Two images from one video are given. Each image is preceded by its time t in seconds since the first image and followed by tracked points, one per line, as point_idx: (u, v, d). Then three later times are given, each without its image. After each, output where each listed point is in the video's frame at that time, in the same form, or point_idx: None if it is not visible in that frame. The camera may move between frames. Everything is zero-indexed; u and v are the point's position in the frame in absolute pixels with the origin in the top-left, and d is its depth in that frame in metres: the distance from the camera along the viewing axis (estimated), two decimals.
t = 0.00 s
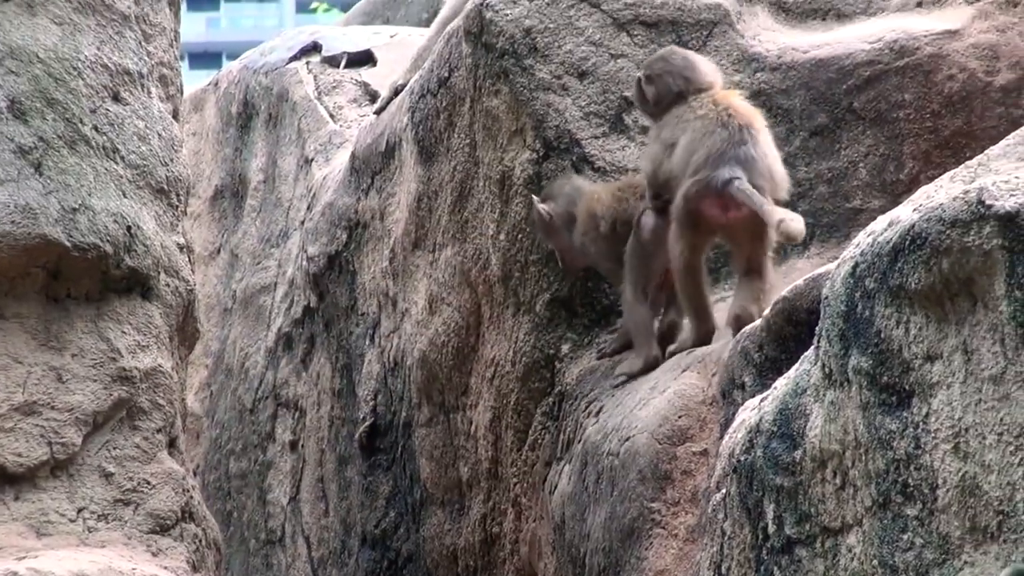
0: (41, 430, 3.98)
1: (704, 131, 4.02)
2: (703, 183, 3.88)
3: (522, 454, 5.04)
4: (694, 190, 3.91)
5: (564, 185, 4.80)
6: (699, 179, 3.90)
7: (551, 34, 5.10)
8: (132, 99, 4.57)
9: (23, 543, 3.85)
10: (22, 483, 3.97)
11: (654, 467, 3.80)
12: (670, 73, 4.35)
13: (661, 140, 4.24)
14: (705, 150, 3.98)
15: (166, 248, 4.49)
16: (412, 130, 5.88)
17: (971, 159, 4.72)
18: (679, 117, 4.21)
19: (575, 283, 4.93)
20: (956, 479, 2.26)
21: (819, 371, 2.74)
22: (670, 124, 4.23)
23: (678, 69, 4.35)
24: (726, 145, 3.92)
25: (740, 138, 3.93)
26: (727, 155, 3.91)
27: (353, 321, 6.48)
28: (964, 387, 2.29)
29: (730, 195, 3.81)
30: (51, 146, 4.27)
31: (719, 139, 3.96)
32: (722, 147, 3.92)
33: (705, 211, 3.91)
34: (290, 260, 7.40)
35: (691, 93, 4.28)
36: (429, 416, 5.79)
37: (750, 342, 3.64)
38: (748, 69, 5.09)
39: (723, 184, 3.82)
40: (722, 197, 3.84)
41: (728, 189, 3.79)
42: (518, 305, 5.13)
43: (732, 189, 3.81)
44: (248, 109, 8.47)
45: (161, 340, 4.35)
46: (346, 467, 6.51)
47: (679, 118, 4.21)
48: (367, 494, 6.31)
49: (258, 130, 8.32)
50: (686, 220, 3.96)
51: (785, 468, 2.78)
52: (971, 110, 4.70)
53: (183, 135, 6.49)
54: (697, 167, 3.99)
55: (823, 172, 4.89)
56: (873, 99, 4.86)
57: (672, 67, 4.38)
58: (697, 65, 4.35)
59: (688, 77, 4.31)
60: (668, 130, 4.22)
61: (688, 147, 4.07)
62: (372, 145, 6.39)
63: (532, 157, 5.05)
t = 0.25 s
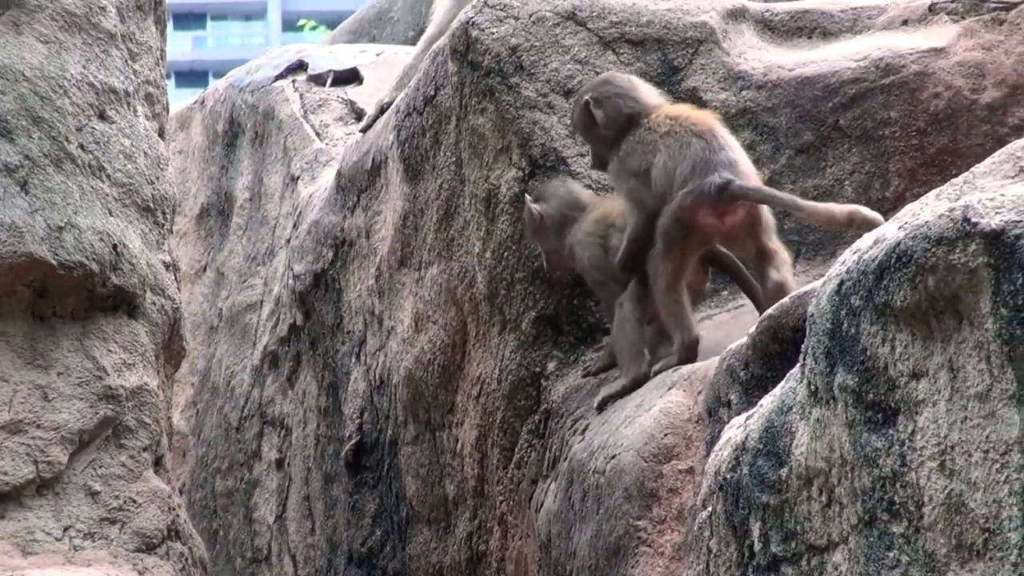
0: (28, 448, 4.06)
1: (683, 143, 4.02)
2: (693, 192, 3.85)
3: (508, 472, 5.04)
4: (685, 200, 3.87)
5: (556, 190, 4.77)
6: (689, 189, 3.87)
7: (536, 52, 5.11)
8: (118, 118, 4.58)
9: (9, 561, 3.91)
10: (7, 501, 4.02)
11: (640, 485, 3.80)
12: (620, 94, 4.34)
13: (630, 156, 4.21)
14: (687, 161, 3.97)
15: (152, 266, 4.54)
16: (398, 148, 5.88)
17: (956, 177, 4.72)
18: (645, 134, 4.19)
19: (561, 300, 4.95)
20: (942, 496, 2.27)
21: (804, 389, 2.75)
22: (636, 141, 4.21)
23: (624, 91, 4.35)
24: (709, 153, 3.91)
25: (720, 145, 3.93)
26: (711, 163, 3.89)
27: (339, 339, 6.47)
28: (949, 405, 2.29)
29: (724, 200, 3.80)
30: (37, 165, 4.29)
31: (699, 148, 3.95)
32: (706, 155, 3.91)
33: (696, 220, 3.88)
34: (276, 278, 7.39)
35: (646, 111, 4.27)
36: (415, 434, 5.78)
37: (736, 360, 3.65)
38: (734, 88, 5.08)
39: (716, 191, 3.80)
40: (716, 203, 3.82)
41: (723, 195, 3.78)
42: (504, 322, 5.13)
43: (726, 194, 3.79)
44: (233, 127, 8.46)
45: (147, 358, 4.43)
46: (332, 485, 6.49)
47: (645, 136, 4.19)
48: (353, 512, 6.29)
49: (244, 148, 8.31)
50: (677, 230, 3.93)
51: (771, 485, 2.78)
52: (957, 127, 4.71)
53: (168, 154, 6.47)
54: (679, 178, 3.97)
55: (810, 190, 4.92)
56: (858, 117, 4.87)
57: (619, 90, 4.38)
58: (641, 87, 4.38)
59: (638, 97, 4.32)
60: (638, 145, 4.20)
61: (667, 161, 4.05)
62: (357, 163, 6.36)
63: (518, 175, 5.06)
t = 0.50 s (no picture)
0: (12, 462, 4.08)
1: (680, 166, 4.23)
2: (713, 201, 4.04)
3: (493, 485, 5.04)
4: (706, 209, 4.05)
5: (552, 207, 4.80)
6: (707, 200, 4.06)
7: (521, 65, 5.11)
8: (102, 132, 4.57)
9: None
10: None
11: (625, 498, 3.80)
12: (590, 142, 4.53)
13: (614, 191, 4.35)
14: (689, 178, 4.17)
15: (137, 279, 4.55)
16: (383, 161, 5.87)
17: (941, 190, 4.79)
18: (624, 178, 4.35)
19: (546, 313, 4.94)
20: (926, 508, 2.28)
21: (788, 402, 2.76)
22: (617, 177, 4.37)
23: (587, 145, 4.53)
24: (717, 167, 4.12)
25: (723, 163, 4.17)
26: (718, 176, 4.11)
27: (324, 353, 6.45)
28: (934, 417, 2.30)
29: (741, 207, 4.00)
30: (21, 178, 4.29)
31: (703, 166, 4.17)
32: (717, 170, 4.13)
33: (714, 229, 4.05)
34: (261, 291, 7.38)
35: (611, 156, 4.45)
36: (400, 447, 5.77)
37: (721, 374, 3.66)
38: (719, 101, 5.06)
39: (733, 198, 4.00)
40: (732, 209, 4.01)
41: (741, 201, 3.97)
42: (490, 336, 5.15)
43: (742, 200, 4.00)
44: (219, 140, 8.45)
45: (132, 372, 4.44)
46: (317, 499, 6.48)
47: (628, 171, 4.37)
48: (338, 525, 6.28)
49: (229, 161, 8.30)
50: (695, 240, 4.08)
51: (755, 498, 2.79)
52: (942, 141, 4.78)
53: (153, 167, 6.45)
54: (685, 195, 4.15)
55: (795, 204, 4.92)
56: (844, 130, 4.89)
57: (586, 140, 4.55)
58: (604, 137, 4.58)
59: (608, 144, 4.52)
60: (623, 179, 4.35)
61: (667, 185, 4.22)
62: (342, 177, 6.34)
63: (503, 188, 5.08)
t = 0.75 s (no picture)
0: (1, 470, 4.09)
1: (655, 174, 4.21)
2: (698, 206, 4.04)
3: (481, 492, 5.04)
4: (692, 215, 4.05)
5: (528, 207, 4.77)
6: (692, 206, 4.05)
7: (508, 72, 5.10)
8: (90, 138, 4.56)
9: None
10: None
11: (613, 505, 3.79)
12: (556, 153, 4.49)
13: (586, 202, 4.32)
14: (667, 184, 4.16)
15: (124, 286, 4.55)
16: (370, 168, 5.85)
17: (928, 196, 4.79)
18: (592, 191, 4.33)
19: (535, 318, 4.93)
20: (914, 515, 2.28)
21: (776, 408, 2.75)
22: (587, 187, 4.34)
23: (551, 158, 4.50)
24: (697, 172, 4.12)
25: (700, 168, 4.17)
26: (698, 181, 4.11)
27: (311, 360, 6.43)
28: (921, 423, 2.30)
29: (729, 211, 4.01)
30: (8, 186, 4.26)
31: (681, 171, 4.17)
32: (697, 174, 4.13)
33: (700, 235, 4.05)
34: (248, 298, 7.36)
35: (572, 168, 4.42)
36: (387, 454, 5.76)
37: (708, 380, 3.65)
38: (706, 107, 5.06)
39: (720, 203, 4.01)
40: (720, 214, 4.03)
41: (731, 207, 3.98)
42: (477, 343, 5.15)
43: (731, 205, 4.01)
44: (206, 147, 8.44)
45: (119, 379, 4.46)
46: (304, 506, 6.46)
47: (598, 182, 4.34)
48: (326, 532, 6.26)
49: (217, 168, 8.29)
50: (681, 245, 4.08)
51: (743, 505, 2.79)
52: (930, 147, 4.77)
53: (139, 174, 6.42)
54: (665, 202, 4.14)
55: (782, 210, 4.94)
56: (831, 136, 4.89)
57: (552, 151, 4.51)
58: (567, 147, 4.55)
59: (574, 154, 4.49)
60: (594, 189, 4.33)
61: (645, 194, 4.20)
62: (330, 183, 6.31)
63: (490, 195, 5.09)
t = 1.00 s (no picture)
0: None
1: (634, 177, 4.21)
2: (682, 209, 4.06)
3: (471, 492, 5.04)
4: (676, 218, 4.06)
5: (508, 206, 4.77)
6: (675, 208, 4.07)
7: (499, 73, 5.09)
8: (80, 140, 4.55)
9: None
10: None
11: (603, 506, 3.79)
12: (529, 161, 4.46)
13: (565, 208, 4.30)
14: (646, 187, 4.16)
15: (115, 287, 4.56)
16: (360, 170, 5.84)
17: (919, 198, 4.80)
18: (570, 199, 4.29)
19: (523, 321, 4.96)
20: (904, 516, 2.28)
21: (766, 410, 2.76)
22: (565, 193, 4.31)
23: (524, 162, 4.47)
24: (676, 173, 4.13)
25: (678, 170, 4.18)
26: (678, 183, 4.12)
27: (301, 361, 6.42)
28: (911, 424, 2.31)
29: (711, 214, 4.07)
30: None
31: (660, 174, 4.17)
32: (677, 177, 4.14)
33: (684, 237, 4.08)
34: (238, 299, 7.35)
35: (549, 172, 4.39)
36: (377, 455, 5.75)
37: (699, 381, 3.66)
38: (697, 108, 5.06)
39: (703, 206, 4.05)
40: (701, 217, 4.08)
41: (713, 210, 4.05)
42: (468, 344, 5.15)
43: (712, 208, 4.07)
44: (196, 148, 8.42)
45: (109, 380, 4.47)
46: (294, 507, 6.44)
47: (575, 189, 4.31)
48: (316, 533, 6.25)
49: (207, 169, 8.27)
50: (665, 249, 4.09)
51: (733, 506, 2.79)
52: (920, 148, 4.79)
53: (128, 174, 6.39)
54: (646, 205, 4.14)
55: (772, 212, 4.94)
56: (821, 138, 4.90)
57: (526, 158, 4.48)
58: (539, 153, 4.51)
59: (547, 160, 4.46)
60: (572, 195, 4.30)
61: (627, 198, 4.18)
62: (320, 185, 6.29)
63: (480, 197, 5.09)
